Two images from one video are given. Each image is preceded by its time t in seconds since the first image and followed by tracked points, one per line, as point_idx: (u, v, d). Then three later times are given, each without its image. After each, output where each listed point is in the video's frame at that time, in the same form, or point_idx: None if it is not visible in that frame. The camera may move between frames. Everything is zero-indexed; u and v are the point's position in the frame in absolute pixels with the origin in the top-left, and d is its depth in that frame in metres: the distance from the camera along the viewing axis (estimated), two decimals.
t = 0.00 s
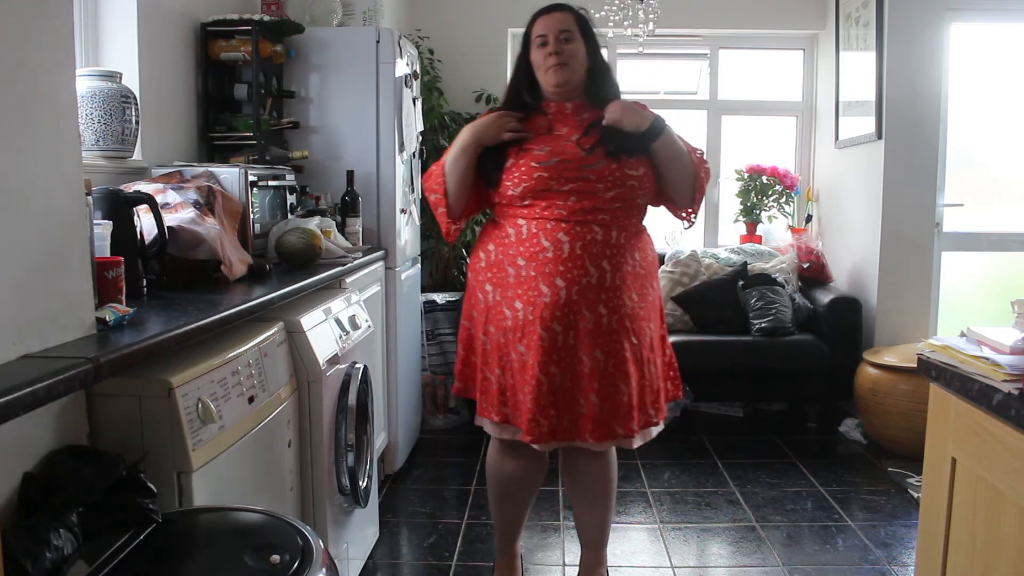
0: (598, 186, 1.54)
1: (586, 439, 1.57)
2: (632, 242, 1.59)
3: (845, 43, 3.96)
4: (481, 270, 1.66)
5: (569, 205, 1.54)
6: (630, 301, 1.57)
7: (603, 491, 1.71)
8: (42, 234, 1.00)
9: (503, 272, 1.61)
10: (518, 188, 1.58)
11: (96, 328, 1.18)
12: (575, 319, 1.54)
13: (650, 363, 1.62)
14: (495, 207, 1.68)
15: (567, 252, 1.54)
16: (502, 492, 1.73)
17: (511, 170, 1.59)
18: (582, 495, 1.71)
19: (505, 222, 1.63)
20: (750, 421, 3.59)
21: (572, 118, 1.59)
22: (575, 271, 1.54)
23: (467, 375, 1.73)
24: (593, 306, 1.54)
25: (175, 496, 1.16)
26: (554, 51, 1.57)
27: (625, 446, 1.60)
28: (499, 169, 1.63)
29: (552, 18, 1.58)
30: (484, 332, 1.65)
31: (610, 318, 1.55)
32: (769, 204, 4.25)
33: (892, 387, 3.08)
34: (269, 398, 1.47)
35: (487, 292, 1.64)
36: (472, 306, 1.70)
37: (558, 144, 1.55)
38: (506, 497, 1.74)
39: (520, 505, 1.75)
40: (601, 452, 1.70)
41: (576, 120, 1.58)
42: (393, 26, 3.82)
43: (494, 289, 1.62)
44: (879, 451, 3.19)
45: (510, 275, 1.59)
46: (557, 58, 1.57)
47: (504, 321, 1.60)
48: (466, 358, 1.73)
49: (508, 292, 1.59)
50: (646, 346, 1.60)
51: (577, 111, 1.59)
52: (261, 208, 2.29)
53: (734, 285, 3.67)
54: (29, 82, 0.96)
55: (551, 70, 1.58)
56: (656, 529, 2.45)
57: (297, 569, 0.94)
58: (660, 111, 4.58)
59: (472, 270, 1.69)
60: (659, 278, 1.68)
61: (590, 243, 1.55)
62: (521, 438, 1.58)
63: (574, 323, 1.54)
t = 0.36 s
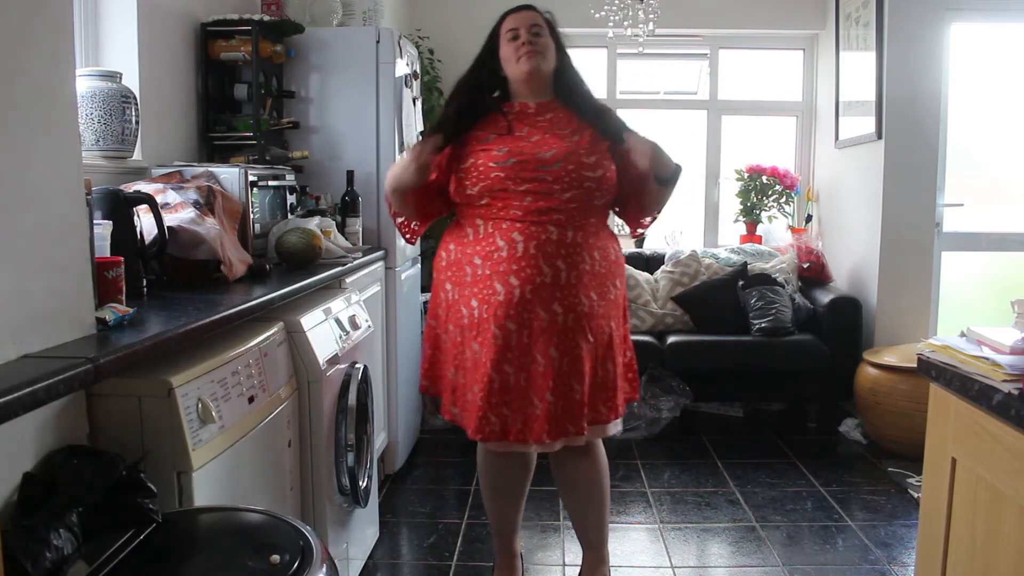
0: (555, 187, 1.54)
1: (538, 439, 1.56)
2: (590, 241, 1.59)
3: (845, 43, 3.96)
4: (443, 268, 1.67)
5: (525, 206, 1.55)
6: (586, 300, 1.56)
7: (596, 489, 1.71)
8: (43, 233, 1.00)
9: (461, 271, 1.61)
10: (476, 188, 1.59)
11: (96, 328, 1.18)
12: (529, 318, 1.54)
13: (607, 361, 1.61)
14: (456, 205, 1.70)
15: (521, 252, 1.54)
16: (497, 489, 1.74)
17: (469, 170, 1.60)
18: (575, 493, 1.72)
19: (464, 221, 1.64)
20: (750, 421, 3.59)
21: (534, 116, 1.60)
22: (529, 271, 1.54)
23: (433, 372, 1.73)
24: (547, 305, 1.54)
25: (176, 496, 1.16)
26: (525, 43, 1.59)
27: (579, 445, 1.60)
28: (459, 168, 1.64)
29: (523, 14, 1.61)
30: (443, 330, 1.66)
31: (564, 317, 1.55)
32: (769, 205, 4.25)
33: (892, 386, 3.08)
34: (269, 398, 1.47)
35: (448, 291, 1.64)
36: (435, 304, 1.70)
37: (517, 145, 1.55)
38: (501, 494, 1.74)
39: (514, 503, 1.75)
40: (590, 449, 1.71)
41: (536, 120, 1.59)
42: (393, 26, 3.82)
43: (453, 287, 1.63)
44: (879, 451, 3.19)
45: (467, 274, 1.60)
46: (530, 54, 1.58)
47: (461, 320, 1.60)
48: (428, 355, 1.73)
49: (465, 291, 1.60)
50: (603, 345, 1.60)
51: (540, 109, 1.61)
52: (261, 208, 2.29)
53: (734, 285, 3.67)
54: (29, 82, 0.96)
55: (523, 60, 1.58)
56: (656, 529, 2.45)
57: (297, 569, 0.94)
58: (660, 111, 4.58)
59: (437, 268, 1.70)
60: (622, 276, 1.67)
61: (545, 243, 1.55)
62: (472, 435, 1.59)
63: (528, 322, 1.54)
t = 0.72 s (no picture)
0: (534, 189, 1.55)
1: (519, 437, 1.56)
2: (569, 242, 1.60)
3: (845, 43, 3.96)
4: (423, 269, 1.67)
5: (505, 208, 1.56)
6: (567, 301, 1.57)
7: (577, 492, 1.73)
8: (44, 233, 1.00)
9: (442, 272, 1.61)
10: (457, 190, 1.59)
11: (97, 328, 1.18)
12: (510, 318, 1.54)
13: (584, 361, 1.62)
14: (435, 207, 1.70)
15: (501, 253, 1.55)
16: (489, 488, 1.74)
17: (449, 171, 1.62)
18: (559, 497, 1.73)
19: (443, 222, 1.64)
20: (750, 421, 3.59)
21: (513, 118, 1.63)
22: (510, 271, 1.54)
23: (404, 371, 1.73)
24: (527, 305, 1.54)
25: (176, 496, 1.16)
26: (515, 50, 1.60)
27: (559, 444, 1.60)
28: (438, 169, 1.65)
29: (512, 18, 1.62)
30: (422, 331, 1.65)
31: (545, 317, 1.55)
32: (769, 205, 4.25)
33: (892, 386, 3.08)
34: (269, 398, 1.47)
35: (428, 292, 1.64)
36: (414, 306, 1.70)
37: (497, 146, 1.57)
38: (495, 494, 1.74)
39: (508, 502, 1.75)
40: (574, 452, 1.72)
41: (515, 123, 1.61)
42: (393, 25, 3.83)
43: (434, 288, 1.63)
44: (879, 451, 3.19)
45: (448, 275, 1.60)
46: (518, 60, 1.60)
47: (441, 320, 1.60)
48: (405, 357, 1.73)
49: (445, 291, 1.60)
50: (582, 346, 1.61)
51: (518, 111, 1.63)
52: (261, 208, 2.29)
53: (734, 285, 3.68)
54: (30, 82, 0.97)
55: (511, 66, 1.60)
56: (657, 529, 2.45)
57: (297, 569, 0.94)
58: (660, 111, 4.58)
59: (416, 271, 1.70)
60: (600, 279, 1.69)
61: (526, 244, 1.56)
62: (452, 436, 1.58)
63: (509, 321, 1.54)
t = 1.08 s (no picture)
0: (529, 183, 1.57)
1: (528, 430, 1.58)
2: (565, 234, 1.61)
3: (845, 43, 3.96)
4: (421, 271, 1.68)
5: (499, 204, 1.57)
6: (566, 292, 1.58)
7: (573, 488, 1.73)
8: (44, 233, 1.00)
9: (441, 272, 1.62)
10: (451, 187, 1.60)
11: (97, 328, 1.18)
12: (513, 313, 1.55)
13: (587, 353, 1.64)
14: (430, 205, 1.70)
15: (500, 249, 1.55)
16: (488, 487, 1.73)
17: (443, 169, 1.61)
18: (555, 493, 1.73)
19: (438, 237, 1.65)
20: (750, 421, 3.59)
21: (506, 116, 1.63)
22: (510, 266, 1.55)
23: (412, 375, 1.72)
24: (529, 299, 1.55)
25: (176, 496, 1.16)
26: (524, 63, 1.60)
27: (567, 434, 1.62)
28: (433, 167, 1.65)
29: (518, 28, 1.61)
30: (424, 332, 1.65)
31: (547, 310, 1.56)
32: (769, 205, 4.25)
33: (892, 386, 3.08)
34: (269, 398, 1.47)
35: (427, 293, 1.64)
36: (413, 307, 1.69)
37: (489, 141, 1.56)
38: (495, 492, 1.74)
39: (508, 500, 1.75)
40: (572, 448, 1.72)
41: (507, 120, 1.61)
42: (393, 26, 3.83)
43: (433, 289, 1.63)
44: (879, 451, 3.19)
45: (447, 274, 1.60)
46: (525, 75, 1.61)
47: (443, 320, 1.60)
48: (406, 358, 1.72)
49: (446, 291, 1.60)
50: (583, 336, 1.62)
51: (509, 108, 1.64)
52: (261, 208, 2.29)
53: (734, 285, 3.68)
54: (30, 80, 0.97)
55: (521, 79, 1.61)
56: (656, 529, 2.45)
57: (297, 569, 0.94)
58: (660, 111, 4.58)
59: (414, 272, 1.70)
60: (595, 269, 1.71)
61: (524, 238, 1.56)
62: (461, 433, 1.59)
63: (512, 316, 1.55)
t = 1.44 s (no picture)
0: (532, 184, 1.57)
1: (542, 430, 1.58)
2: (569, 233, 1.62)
3: (845, 43, 3.96)
4: (422, 273, 1.67)
5: (503, 205, 1.57)
6: (573, 290, 1.60)
7: (579, 486, 1.73)
8: (43, 234, 1.00)
9: (446, 274, 1.62)
10: (454, 188, 1.60)
11: (96, 328, 1.18)
12: (523, 312, 1.56)
13: (594, 350, 1.65)
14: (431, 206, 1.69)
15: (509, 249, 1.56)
16: (488, 486, 1.74)
17: (445, 170, 1.61)
18: (560, 491, 1.73)
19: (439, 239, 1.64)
20: (750, 420, 3.59)
21: (507, 118, 1.62)
22: (519, 266, 1.55)
23: (412, 379, 1.72)
24: (538, 298, 1.56)
25: (175, 496, 1.16)
26: (533, 69, 1.61)
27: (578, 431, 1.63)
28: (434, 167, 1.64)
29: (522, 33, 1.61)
30: (429, 334, 1.64)
31: (557, 308, 1.57)
32: (769, 205, 4.25)
33: (892, 386, 3.08)
34: (269, 398, 1.47)
35: (431, 294, 1.64)
36: (415, 310, 1.69)
37: (492, 143, 1.57)
38: (496, 492, 1.74)
39: (508, 500, 1.75)
40: (577, 446, 1.72)
41: (509, 122, 1.61)
42: (393, 26, 3.83)
43: (437, 290, 1.63)
44: (879, 451, 3.19)
45: (453, 276, 1.60)
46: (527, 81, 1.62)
47: (450, 322, 1.59)
48: (408, 361, 1.72)
49: (452, 292, 1.60)
50: (590, 333, 1.64)
51: (510, 111, 1.64)
52: (261, 208, 2.29)
53: (734, 285, 3.68)
54: (29, 79, 0.97)
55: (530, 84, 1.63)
56: (656, 529, 2.45)
57: (297, 569, 0.94)
58: (660, 111, 4.58)
59: (414, 275, 1.70)
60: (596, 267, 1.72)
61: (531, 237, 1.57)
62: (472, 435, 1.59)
63: (522, 315, 1.55)
